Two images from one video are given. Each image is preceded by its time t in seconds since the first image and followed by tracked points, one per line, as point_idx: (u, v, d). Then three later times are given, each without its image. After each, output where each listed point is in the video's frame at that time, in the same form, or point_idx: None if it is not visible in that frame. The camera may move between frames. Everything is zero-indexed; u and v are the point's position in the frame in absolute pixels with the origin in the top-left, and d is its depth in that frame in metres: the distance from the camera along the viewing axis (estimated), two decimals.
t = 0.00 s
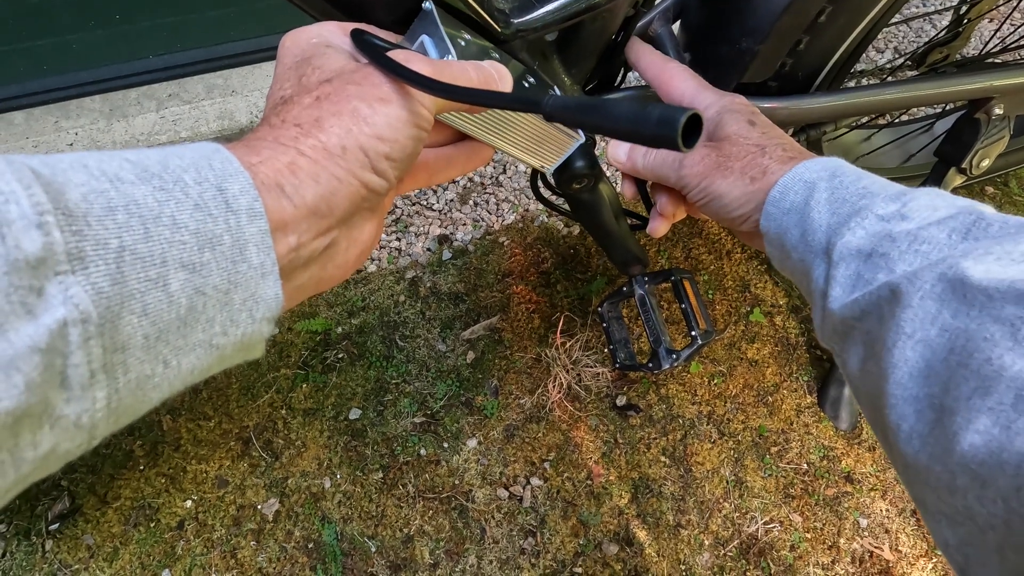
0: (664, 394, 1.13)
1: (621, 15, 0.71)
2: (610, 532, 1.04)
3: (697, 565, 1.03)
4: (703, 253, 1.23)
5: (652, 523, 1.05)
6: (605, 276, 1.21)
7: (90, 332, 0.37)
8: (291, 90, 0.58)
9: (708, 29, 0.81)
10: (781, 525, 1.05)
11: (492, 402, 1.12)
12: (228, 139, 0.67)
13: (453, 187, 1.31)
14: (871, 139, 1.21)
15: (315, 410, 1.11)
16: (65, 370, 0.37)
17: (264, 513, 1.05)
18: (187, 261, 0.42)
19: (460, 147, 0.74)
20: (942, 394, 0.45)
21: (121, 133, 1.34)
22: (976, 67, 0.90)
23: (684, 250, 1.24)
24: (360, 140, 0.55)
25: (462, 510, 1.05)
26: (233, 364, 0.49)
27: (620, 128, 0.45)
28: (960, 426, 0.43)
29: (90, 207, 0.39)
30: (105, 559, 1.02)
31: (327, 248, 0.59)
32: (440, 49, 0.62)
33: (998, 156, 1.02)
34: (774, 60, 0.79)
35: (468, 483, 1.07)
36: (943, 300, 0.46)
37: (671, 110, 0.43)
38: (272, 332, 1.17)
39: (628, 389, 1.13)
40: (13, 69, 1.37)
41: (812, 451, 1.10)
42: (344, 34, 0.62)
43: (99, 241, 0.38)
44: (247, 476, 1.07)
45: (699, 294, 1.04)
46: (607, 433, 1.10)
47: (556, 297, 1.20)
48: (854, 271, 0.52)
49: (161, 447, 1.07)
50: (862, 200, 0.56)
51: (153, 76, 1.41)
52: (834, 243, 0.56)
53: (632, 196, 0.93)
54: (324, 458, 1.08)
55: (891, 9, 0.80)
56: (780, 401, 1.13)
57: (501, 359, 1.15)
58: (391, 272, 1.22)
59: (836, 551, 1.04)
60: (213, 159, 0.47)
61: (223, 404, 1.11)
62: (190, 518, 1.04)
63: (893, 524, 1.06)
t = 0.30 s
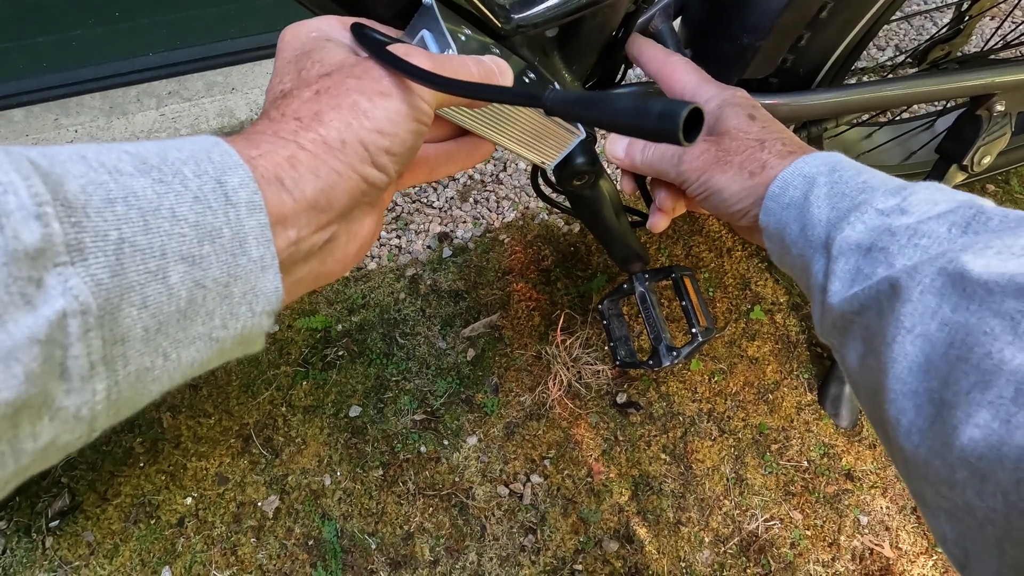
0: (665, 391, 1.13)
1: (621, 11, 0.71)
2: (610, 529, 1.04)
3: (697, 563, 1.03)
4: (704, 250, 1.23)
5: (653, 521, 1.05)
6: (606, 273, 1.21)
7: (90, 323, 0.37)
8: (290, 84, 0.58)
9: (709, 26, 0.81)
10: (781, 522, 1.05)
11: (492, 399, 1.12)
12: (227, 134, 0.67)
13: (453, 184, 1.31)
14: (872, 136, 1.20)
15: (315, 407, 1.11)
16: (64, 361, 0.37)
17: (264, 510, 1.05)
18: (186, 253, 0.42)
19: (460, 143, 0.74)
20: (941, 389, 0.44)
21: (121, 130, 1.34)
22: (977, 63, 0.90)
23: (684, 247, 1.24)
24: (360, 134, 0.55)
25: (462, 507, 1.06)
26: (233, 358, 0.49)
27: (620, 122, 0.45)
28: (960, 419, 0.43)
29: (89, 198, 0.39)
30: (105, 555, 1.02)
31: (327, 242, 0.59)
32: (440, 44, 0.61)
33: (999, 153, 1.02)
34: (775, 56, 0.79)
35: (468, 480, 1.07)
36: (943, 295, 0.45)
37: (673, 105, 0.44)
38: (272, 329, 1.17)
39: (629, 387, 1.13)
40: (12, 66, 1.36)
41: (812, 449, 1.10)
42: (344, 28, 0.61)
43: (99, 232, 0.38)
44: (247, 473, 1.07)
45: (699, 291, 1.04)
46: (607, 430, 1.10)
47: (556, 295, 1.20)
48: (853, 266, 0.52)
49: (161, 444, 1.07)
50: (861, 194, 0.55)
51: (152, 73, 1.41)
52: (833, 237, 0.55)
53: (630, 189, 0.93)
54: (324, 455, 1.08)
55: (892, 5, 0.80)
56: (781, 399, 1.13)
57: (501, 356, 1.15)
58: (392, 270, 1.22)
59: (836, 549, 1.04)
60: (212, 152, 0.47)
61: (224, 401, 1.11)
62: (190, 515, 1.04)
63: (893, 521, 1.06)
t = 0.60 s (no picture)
0: (665, 389, 1.13)
1: (623, 7, 0.71)
2: (611, 528, 1.04)
3: (697, 561, 1.03)
4: (705, 248, 1.23)
5: (653, 519, 1.05)
6: (607, 271, 1.21)
7: (92, 318, 0.37)
8: (291, 79, 0.58)
9: (711, 22, 0.81)
10: (782, 520, 1.05)
11: (493, 397, 1.12)
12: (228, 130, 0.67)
13: (454, 182, 1.31)
14: (874, 134, 1.21)
15: (315, 406, 1.11)
16: (67, 357, 0.37)
17: (265, 509, 1.05)
18: (188, 248, 0.42)
19: (462, 139, 0.73)
20: (964, 406, 0.44)
21: (121, 128, 1.34)
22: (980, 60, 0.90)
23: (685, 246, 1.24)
24: (362, 128, 0.55)
25: (462, 505, 1.05)
26: (236, 354, 0.49)
27: (625, 108, 0.45)
28: (983, 442, 0.42)
29: (90, 192, 0.38)
30: (106, 554, 1.02)
31: (329, 238, 0.59)
32: (441, 38, 0.61)
33: (1001, 151, 1.02)
34: (778, 51, 0.78)
35: (469, 478, 1.07)
36: (968, 308, 0.44)
37: (678, 91, 0.43)
38: (273, 328, 1.16)
39: (629, 385, 1.13)
40: (12, 64, 1.36)
41: (813, 447, 1.10)
42: (345, 23, 0.61)
43: (100, 226, 0.38)
44: (247, 471, 1.07)
45: (700, 289, 1.03)
46: (608, 428, 1.10)
47: (557, 293, 1.19)
48: (872, 269, 0.51)
49: (161, 443, 1.07)
50: (882, 194, 0.54)
51: (152, 71, 1.40)
52: (853, 238, 0.54)
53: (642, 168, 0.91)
54: (325, 453, 1.08)
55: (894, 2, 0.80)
56: (782, 397, 1.13)
57: (502, 355, 1.15)
58: (392, 268, 1.22)
59: (836, 547, 1.04)
60: (214, 147, 0.47)
61: (224, 399, 1.10)
62: (191, 513, 1.04)
63: (894, 519, 1.06)
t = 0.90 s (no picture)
0: (665, 386, 1.13)
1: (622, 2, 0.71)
2: (611, 524, 1.05)
3: (697, 557, 1.03)
4: (704, 246, 1.23)
5: (653, 516, 1.05)
6: (606, 269, 1.21)
7: (93, 312, 0.37)
8: (290, 74, 0.58)
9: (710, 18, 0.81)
10: (781, 517, 1.06)
11: (492, 395, 1.12)
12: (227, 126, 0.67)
13: (453, 180, 1.31)
14: (873, 131, 1.21)
15: (315, 403, 1.11)
16: (68, 351, 0.37)
17: (265, 506, 1.05)
18: (189, 242, 0.42)
19: (462, 134, 0.73)
20: (971, 432, 0.43)
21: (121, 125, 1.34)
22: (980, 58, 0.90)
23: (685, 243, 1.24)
24: (362, 122, 0.55)
25: (462, 502, 1.06)
26: (237, 348, 0.49)
27: (628, 98, 0.45)
28: (991, 473, 0.41)
29: (90, 186, 0.38)
30: (106, 551, 1.02)
31: (329, 233, 0.59)
32: (440, 33, 0.61)
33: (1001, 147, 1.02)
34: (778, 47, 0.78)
35: (468, 475, 1.07)
36: (982, 330, 0.43)
37: (679, 78, 0.43)
38: (273, 325, 1.16)
39: (629, 382, 1.13)
40: (11, 62, 1.36)
41: (812, 444, 1.10)
42: (344, 18, 0.61)
43: (101, 220, 0.38)
44: (247, 468, 1.07)
45: (700, 286, 1.03)
46: (607, 425, 1.11)
47: (556, 291, 1.20)
48: (881, 281, 0.49)
49: (161, 440, 1.07)
50: (896, 200, 0.52)
51: (152, 68, 1.40)
52: (862, 247, 0.52)
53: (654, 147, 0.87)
54: (325, 450, 1.08)
55: None
56: (781, 394, 1.13)
57: (501, 352, 1.15)
58: (392, 266, 1.22)
59: (835, 543, 1.04)
60: (213, 141, 0.47)
61: (224, 397, 1.11)
62: (191, 510, 1.04)
63: (893, 516, 1.06)
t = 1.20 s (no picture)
0: (663, 383, 1.13)
1: None
2: (610, 521, 1.05)
3: (695, 553, 1.03)
4: (703, 243, 1.23)
5: (651, 512, 1.05)
6: (605, 266, 1.21)
7: (89, 305, 0.37)
8: (287, 69, 0.58)
9: (708, 14, 0.81)
10: (779, 513, 1.06)
11: (491, 392, 1.12)
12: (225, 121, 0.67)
13: (452, 177, 1.31)
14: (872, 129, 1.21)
15: (314, 400, 1.11)
16: (64, 344, 0.37)
17: (264, 503, 1.05)
18: (185, 236, 0.42)
19: (459, 130, 0.73)
20: (983, 437, 0.43)
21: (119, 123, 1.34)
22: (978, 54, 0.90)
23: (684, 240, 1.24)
24: (358, 116, 0.54)
25: (461, 499, 1.06)
26: (234, 342, 0.49)
27: (622, 89, 0.44)
28: (1002, 478, 0.41)
29: (85, 179, 0.38)
30: (105, 548, 1.02)
31: (327, 227, 0.59)
32: (437, 28, 0.61)
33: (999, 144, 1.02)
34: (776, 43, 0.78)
35: (467, 472, 1.07)
36: (994, 334, 0.43)
37: (674, 66, 0.43)
38: (272, 323, 1.16)
39: (628, 379, 1.13)
40: (10, 59, 1.36)
41: (811, 441, 1.11)
42: (340, 12, 0.62)
43: (96, 213, 0.38)
44: (246, 465, 1.07)
45: (698, 282, 1.03)
46: (606, 422, 1.11)
47: (555, 288, 1.20)
48: (892, 281, 0.49)
49: (161, 437, 1.07)
50: (908, 199, 0.52)
51: (150, 66, 1.40)
52: (873, 246, 0.52)
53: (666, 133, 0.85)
54: (324, 448, 1.08)
55: None
56: (780, 391, 1.13)
57: (500, 349, 1.15)
58: (391, 263, 1.22)
59: (833, 539, 1.04)
60: (209, 135, 0.47)
61: (223, 394, 1.11)
62: (190, 507, 1.04)
63: (891, 512, 1.06)
